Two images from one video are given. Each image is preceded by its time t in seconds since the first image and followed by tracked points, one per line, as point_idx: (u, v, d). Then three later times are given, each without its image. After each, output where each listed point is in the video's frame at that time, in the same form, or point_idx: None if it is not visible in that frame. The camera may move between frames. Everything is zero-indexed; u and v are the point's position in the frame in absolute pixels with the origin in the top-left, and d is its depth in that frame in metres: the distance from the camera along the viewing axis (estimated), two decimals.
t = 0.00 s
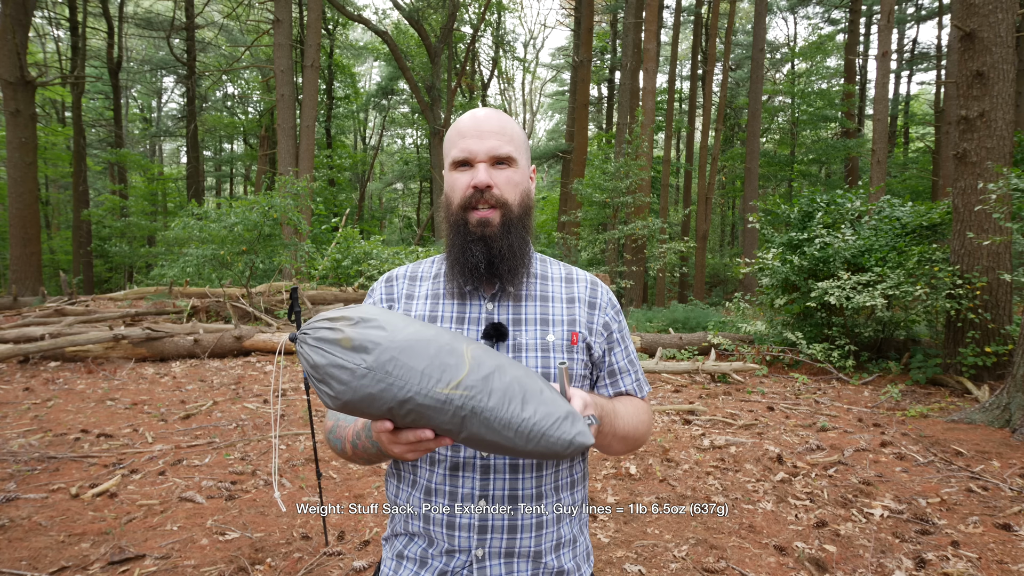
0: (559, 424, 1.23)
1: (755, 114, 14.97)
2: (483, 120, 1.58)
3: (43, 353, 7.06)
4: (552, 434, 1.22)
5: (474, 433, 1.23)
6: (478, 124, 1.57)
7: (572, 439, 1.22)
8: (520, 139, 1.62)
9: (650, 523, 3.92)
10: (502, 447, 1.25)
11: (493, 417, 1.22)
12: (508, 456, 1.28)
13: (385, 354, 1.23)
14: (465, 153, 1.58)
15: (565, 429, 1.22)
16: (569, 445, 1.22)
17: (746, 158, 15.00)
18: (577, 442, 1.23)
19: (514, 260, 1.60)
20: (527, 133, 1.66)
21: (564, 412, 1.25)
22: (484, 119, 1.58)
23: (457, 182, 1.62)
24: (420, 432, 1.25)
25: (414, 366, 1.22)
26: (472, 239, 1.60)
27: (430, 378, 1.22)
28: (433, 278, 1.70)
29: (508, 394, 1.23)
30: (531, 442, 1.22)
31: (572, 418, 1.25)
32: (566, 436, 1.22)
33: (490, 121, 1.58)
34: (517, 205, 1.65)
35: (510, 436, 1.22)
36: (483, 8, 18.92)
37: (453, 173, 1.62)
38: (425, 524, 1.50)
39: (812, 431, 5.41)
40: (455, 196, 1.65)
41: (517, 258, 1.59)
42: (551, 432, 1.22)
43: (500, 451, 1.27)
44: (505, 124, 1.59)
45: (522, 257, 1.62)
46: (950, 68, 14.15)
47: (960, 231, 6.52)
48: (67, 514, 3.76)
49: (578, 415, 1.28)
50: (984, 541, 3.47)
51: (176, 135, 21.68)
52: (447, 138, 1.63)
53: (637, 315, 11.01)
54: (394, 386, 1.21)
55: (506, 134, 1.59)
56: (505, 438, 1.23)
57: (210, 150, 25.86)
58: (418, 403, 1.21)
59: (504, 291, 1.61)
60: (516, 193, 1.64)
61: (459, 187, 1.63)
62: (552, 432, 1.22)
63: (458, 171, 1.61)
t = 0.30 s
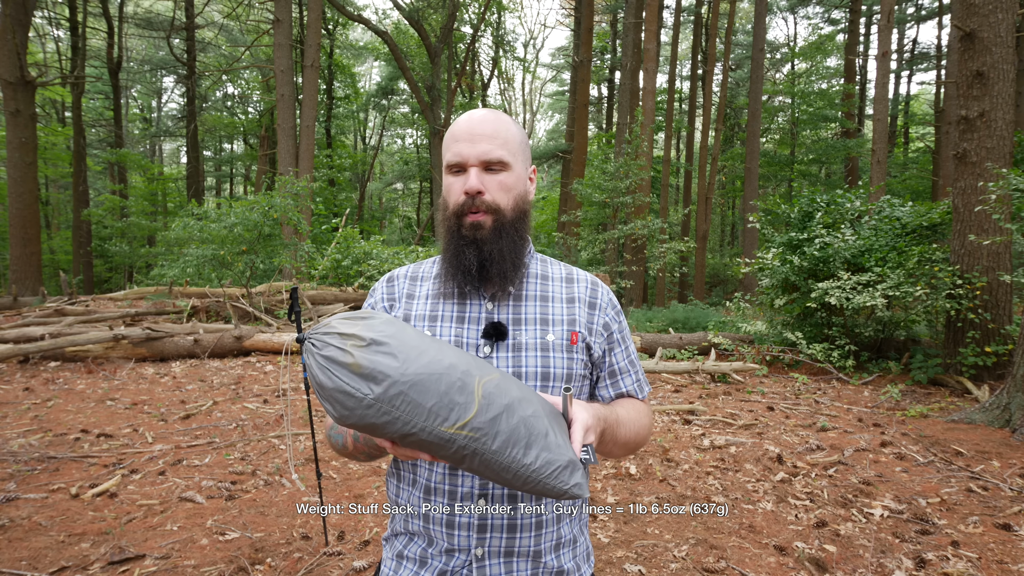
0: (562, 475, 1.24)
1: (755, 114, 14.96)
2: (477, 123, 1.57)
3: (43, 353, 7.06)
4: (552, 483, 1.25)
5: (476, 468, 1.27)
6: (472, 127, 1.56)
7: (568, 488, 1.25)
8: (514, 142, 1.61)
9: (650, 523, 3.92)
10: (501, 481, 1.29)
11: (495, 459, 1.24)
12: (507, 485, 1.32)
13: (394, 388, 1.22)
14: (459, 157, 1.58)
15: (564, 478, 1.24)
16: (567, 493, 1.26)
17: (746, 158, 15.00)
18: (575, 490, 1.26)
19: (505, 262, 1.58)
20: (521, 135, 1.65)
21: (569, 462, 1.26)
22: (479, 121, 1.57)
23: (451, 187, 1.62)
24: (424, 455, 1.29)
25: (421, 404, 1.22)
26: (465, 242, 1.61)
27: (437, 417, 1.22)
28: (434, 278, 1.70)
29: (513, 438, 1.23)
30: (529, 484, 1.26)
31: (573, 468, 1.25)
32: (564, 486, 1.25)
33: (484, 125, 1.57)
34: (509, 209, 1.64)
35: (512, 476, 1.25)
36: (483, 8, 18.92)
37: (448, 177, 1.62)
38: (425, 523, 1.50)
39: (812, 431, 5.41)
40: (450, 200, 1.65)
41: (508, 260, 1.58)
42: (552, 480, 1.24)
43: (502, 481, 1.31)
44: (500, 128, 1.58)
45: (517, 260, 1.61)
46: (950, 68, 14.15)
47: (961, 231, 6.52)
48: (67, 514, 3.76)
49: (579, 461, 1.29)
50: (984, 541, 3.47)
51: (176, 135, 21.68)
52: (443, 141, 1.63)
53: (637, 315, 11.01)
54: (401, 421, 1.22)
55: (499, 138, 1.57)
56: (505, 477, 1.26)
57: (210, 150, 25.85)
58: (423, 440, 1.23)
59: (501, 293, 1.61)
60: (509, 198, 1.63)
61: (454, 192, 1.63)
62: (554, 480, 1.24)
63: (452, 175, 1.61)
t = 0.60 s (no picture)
0: (560, 486, 1.24)
1: (755, 114, 14.96)
2: (474, 126, 1.56)
3: (43, 353, 7.06)
4: (550, 495, 1.25)
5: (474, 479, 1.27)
6: (468, 131, 1.56)
7: (565, 499, 1.25)
8: (511, 146, 1.59)
9: (650, 523, 3.92)
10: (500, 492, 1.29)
11: (494, 470, 1.24)
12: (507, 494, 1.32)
13: (393, 400, 1.22)
14: (454, 161, 1.58)
15: (561, 489, 1.24)
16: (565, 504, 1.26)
17: (746, 158, 14.99)
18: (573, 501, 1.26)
19: (499, 267, 1.58)
20: (520, 138, 1.64)
21: (567, 473, 1.26)
22: (476, 124, 1.57)
23: (446, 190, 1.63)
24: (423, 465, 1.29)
25: (420, 416, 1.22)
26: (459, 246, 1.62)
27: (436, 429, 1.22)
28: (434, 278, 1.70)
29: (512, 449, 1.23)
30: (527, 496, 1.26)
31: (571, 478, 1.25)
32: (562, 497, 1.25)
33: (481, 128, 1.56)
34: (504, 214, 1.64)
35: (510, 488, 1.25)
36: (483, 8, 18.92)
37: (445, 180, 1.63)
38: (426, 522, 1.49)
39: (812, 431, 5.41)
40: (447, 203, 1.67)
41: (502, 265, 1.58)
42: (550, 492, 1.24)
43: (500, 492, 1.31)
44: (497, 131, 1.57)
45: (513, 265, 1.60)
46: (950, 68, 14.14)
47: (961, 231, 6.52)
48: (67, 514, 3.76)
49: (577, 471, 1.29)
50: (984, 541, 3.47)
51: (176, 135, 21.68)
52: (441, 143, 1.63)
53: (637, 315, 11.01)
54: (399, 433, 1.22)
55: (495, 142, 1.57)
56: (503, 488, 1.26)
57: (210, 150, 25.86)
58: (421, 451, 1.23)
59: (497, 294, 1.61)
60: (504, 203, 1.63)
61: (450, 197, 1.65)
62: (551, 492, 1.24)
63: (448, 179, 1.62)
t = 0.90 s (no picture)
0: (558, 469, 1.23)
1: (755, 114, 14.96)
2: (473, 125, 1.56)
3: (43, 353, 7.06)
4: (546, 478, 1.23)
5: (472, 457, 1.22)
6: (467, 130, 1.56)
7: (563, 483, 1.24)
8: (510, 145, 1.59)
9: (650, 523, 3.92)
10: (495, 474, 1.24)
11: (495, 446, 1.20)
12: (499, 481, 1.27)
13: (405, 359, 1.17)
14: (453, 160, 1.58)
15: (560, 473, 1.24)
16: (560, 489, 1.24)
17: (746, 158, 14.99)
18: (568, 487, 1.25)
19: (497, 267, 1.58)
20: (518, 137, 1.63)
21: (565, 457, 1.25)
22: (474, 123, 1.56)
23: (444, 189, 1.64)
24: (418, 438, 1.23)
25: (429, 379, 1.17)
26: (458, 246, 1.62)
27: (443, 394, 1.18)
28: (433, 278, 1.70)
29: (515, 426, 1.21)
30: (525, 476, 1.23)
31: (569, 464, 1.26)
32: (558, 482, 1.24)
33: (479, 127, 1.56)
34: (503, 212, 1.63)
35: (508, 467, 1.22)
36: (483, 8, 18.91)
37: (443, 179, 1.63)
38: (425, 521, 1.50)
39: (812, 431, 5.41)
40: (445, 202, 1.67)
41: (501, 265, 1.58)
42: (548, 474, 1.22)
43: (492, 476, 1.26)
44: (495, 131, 1.57)
45: (511, 265, 1.60)
46: (950, 68, 14.14)
47: (961, 231, 6.52)
48: (67, 514, 3.76)
49: (575, 461, 1.29)
50: (984, 541, 3.47)
51: (176, 135, 21.68)
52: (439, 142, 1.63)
53: (637, 315, 11.01)
54: (407, 394, 1.16)
55: (493, 141, 1.56)
56: (500, 467, 1.22)
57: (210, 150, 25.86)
58: (426, 416, 1.17)
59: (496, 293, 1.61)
60: (502, 202, 1.63)
61: (449, 194, 1.65)
62: (549, 474, 1.23)
63: (447, 177, 1.62)
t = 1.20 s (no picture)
0: (562, 469, 1.24)
1: (755, 114, 14.97)
2: (480, 123, 1.57)
3: (43, 353, 7.06)
4: (552, 477, 1.24)
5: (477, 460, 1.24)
6: (476, 127, 1.56)
7: (568, 481, 1.24)
8: (517, 143, 1.61)
9: (650, 523, 3.92)
10: (499, 475, 1.26)
11: (498, 447, 1.22)
12: (504, 483, 1.29)
13: (407, 364, 1.21)
14: (462, 156, 1.57)
15: (564, 472, 1.25)
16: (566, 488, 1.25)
17: (746, 158, 14.99)
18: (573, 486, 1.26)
19: (508, 264, 1.57)
20: (523, 136, 1.65)
21: (569, 456, 1.27)
22: (482, 121, 1.57)
23: (454, 187, 1.62)
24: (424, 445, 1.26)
25: (431, 383, 1.21)
26: (469, 243, 1.59)
27: (445, 398, 1.21)
28: (435, 277, 1.69)
29: (517, 426, 1.23)
30: (529, 477, 1.24)
31: (572, 462, 1.27)
32: (563, 482, 1.25)
33: (487, 124, 1.57)
34: (513, 209, 1.64)
35: (512, 468, 1.24)
36: (483, 8, 18.91)
37: (451, 176, 1.62)
38: (427, 521, 1.50)
39: (812, 431, 5.41)
40: (453, 200, 1.65)
41: (512, 262, 1.58)
42: (552, 472, 1.23)
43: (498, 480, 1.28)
44: (503, 128, 1.59)
45: (518, 261, 1.60)
46: (950, 68, 14.13)
47: (961, 231, 6.52)
48: (67, 514, 3.76)
49: (577, 459, 1.30)
50: (984, 541, 3.47)
51: (176, 135, 21.68)
52: (445, 140, 1.62)
53: (637, 315, 11.01)
54: (410, 399, 1.20)
55: (502, 138, 1.58)
56: (504, 469, 1.24)
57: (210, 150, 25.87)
58: (429, 420, 1.21)
59: (501, 291, 1.61)
60: (512, 198, 1.63)
61: (457, 192, 1.63)
62: (553, 473, 1.24)
63: (455, 175, 1.61)
